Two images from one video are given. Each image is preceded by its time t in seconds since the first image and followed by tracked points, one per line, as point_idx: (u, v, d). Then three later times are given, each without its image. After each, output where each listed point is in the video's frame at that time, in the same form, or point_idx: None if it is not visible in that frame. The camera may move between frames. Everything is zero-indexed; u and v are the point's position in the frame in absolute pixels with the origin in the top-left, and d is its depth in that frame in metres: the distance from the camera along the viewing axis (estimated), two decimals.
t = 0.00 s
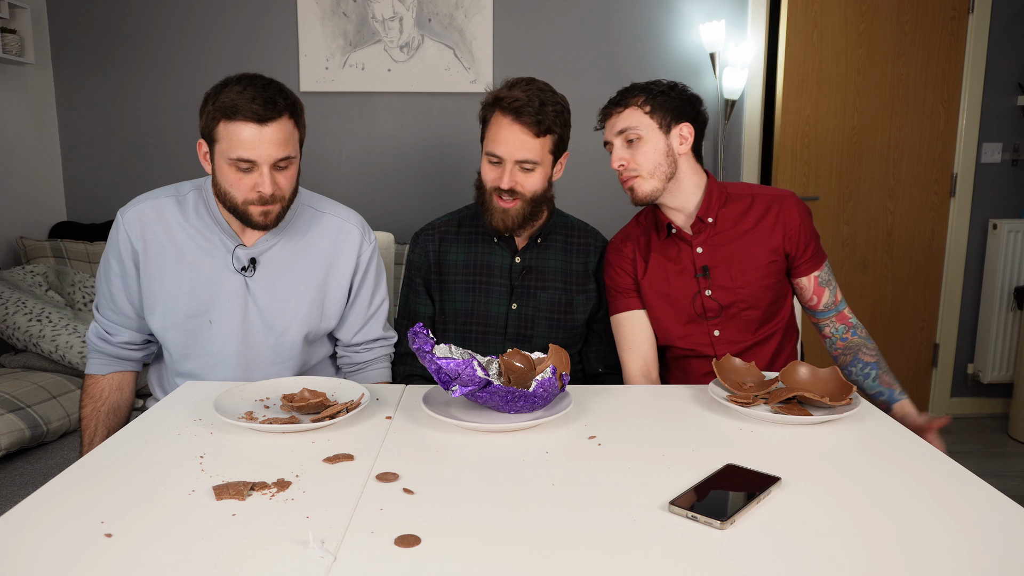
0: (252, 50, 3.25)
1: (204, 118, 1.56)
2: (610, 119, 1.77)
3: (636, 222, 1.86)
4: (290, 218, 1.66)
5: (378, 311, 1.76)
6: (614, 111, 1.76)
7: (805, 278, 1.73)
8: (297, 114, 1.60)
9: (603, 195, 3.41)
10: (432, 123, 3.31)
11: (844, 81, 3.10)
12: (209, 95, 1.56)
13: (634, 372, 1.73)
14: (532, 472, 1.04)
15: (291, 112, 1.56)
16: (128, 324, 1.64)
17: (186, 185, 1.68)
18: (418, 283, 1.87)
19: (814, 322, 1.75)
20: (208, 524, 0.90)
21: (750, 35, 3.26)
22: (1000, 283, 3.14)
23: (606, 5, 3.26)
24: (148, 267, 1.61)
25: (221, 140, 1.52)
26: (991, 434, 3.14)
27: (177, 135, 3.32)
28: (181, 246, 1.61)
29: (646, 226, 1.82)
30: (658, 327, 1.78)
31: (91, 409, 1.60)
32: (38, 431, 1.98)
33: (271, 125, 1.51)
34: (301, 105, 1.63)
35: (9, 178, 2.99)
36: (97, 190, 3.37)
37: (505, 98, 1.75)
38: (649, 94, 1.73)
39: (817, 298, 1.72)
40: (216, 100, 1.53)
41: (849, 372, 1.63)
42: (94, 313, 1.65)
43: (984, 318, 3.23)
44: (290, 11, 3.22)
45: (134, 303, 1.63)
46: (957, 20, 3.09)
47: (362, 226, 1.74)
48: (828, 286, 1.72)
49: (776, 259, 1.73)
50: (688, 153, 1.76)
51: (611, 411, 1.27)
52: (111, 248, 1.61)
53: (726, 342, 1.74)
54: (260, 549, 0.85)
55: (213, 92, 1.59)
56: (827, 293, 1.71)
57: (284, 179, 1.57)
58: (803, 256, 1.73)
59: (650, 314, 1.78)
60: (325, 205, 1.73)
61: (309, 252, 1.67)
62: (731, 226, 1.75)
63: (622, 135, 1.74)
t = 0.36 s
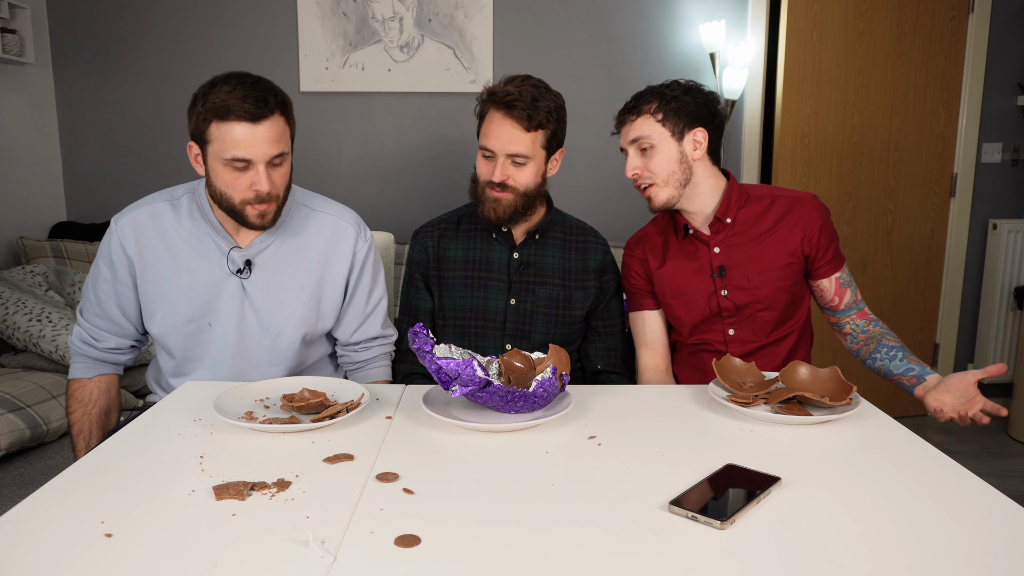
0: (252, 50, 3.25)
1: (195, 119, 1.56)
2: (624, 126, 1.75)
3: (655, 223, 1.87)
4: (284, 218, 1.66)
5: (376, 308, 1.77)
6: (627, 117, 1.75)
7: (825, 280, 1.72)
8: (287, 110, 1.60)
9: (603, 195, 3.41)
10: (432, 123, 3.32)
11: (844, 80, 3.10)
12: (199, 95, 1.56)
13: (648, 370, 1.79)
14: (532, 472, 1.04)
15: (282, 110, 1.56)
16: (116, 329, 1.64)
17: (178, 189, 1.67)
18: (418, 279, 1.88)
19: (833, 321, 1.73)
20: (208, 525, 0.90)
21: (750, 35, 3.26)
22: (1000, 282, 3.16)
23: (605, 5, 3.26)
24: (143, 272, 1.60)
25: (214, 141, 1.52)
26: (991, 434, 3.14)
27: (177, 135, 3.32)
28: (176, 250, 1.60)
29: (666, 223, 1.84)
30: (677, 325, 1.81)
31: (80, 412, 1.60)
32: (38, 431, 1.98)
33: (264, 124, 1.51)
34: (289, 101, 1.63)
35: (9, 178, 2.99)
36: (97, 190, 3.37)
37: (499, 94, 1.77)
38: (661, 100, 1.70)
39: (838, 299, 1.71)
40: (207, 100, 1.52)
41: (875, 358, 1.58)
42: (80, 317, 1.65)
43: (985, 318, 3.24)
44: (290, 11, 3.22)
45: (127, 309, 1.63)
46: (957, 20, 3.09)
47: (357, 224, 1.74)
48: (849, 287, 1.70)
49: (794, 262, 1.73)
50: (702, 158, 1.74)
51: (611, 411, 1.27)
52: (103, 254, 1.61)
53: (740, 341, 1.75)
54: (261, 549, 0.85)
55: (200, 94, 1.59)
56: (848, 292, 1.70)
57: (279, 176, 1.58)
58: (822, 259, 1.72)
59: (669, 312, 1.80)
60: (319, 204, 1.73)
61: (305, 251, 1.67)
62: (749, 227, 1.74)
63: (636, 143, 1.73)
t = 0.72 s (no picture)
0: (252, 50, 3.25)
1: (198, 124, 1.58)
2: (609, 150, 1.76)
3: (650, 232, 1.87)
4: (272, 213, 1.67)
5: (367, 295, 1.78)
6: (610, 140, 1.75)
7: (818, 280, 1.72)
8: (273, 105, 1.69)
9: (603, 195, 3.41)
10: (432, 123, 3.31)
11: (844, 81, 3.10)
12: (194, 100, 1.59)
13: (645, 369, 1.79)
14: (533, 473, 1.04)
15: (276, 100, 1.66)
16: (108, 341, 1.61)
17: (159, 195, 1.64)
18: (412, 296, 1.82)
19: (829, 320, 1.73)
20: (208, 524, 0.90)
21: (750, 35, 3.26)
22: (999, 283, 3.14)
23: (605, 5, 3.26)
24: (134, 281, 1.59)
25: (233, 135, 1.58)
26: (992, 434, 3.14)
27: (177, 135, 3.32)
28: (168, 256, 1.59)
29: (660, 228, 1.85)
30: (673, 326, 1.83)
31: (75, 427, 1.57)
32: (38, 431, 1.98)
33: (271, 105, 1.60)
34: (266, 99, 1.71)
35: (9, 178, 2.99)
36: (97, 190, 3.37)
37: (496, 113, 1.56)
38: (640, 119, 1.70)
39: (831, 298, 1.71)
40: (210, 100, 1.57)
41: (867, 352, 1.56)
42: (66, 332, 1.61)
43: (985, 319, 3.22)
44: (290, 11, 3.22)
45: (119, 319, 1.61)
46: (957, 20, 3.09)
47: (343, 213, 1.76)
48: (842, 286, 1.70)
49: (785, 261, 1.74)
50: (687, 172, 1.74)
51: (611, 411, 1.27)
52: (88, 267, 1.58)
53: (735, 340, 1.76)
54: (260, 549, 0.85)
55: (184, 104, 1.61)
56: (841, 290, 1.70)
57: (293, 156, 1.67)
58: (815, 258, 1.73)
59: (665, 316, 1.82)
60: (303, 198, 1.74)
61: (296, 245, 1.68)
62: (741, 230, 1.76)
63: (622, 166, 1.74)
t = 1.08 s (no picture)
0: (252, 49, 3.25)
1: (210, 110, 1.60)
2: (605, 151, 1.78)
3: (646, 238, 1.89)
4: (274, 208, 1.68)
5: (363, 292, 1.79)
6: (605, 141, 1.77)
7: (808, 275, 1.72)
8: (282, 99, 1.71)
9: (603, 194, 3.41)
10: (432, 123, 3.31)
11: (844, 81, 3.10)
12: (205, 85, 1.61)
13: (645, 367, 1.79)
14: (533, 472, 1.04)
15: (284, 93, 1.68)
16: (116, 335, 1.61)
17: (160, 188, 1.65)
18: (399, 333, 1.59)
19: (821, 317, 1.71)
20: (208, 525, 0.90)
21: (750, 35, 3.26)
22: (1000, 283, 3.14)
23: (605, 5, 3.26)
24: (135, 274, 1.59)
25: (245, 120, 1.60)
26: (992, 434, 3.14)
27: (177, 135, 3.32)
28: (168, 249, 1.59)
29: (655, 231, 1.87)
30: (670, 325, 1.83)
31: (82, 423, 1.56)
32: (38, 431, 1.98)
33: (280, 97, 1.63)
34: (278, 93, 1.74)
35: (9, 178, 2.99)
36: (97, 190, 3.36)
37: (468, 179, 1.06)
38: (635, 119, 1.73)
39: (822, 291, 1.70)
40: (222, 88, 1.59)
41: (862, 343, 1.54)
42: (79, 328, 1.62)
43: (985, 318, 3.22)
44: (291, 11, 3.22)
45: (123, 314, 1.61)
46: (957, 20, 3.09)
47: (341, 211, 1.77)
48: (832, 280, 1.70)
49: (775, 255, 1.74)
50: (678, 170, 1.75)
51: (611, 411, 1.27)
52: (92, 259, 1.59)
53: (729, 335, 1.76)
54: (260, 549, 0.85)
55: (193, 92, 1.62)
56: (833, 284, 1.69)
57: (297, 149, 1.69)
58: (805, 253, 1.73)
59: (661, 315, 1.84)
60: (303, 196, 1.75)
61: (295, 240, 1.69)
62: (731, 227, 1.76)
63: (617, 166, 1.75)
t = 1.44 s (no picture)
0: (251, 49, 3.25)
1: (201, 108, 1.55)
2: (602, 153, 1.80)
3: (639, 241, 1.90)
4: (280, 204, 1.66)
5: (369, 296, 1.79)
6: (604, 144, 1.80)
7: (791, 276, 1.73)
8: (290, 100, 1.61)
9: (603, 194, 3.41)
10: (432, 123, 3.32)
11: (844, 81, 3.10)
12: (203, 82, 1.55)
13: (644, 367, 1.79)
14: (533, 472, 1.04)
15: (286, 95, 1.58)
16: (127, 329, 1.61)
17: (173, 184, 1.66)
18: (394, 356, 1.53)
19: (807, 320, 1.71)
20: (209, 525, 0.89)
21: (750, 35, 3.26)
22: (1000, 282, 3.14)
23: (606, 5, 3.26)
24: (143, 267, 1.59)
25: (225, 123, 1.52)
26: (992, 434, 3.14)
27: (177, 135, 3.32)
28: (175, 242, 1.60)
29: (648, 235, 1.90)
30: (660, 325, 1.84)
31: (89, 417, 1.56)
32: (38, 431, 1.98)
33: (273, 106, 1.53)
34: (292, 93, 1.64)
35: (9, 178, 2.99)
36: (97, 190, 3.36)
37: (476, 231, 1.02)
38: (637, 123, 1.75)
39: (805, 293, 1.71)
40: (213, 87, 1.53)
41: (844, 345, 1.54)
42: (90, 321, 1.62)
43: (985, 318, 3.23)
44: (291, 11, 3.22)
45: (132, 307, 1.61)
46: (957, 20, 3.09)
47: (349, 215, 1.76)
48: (815, 281, 1.71)
49: (760, 256, 1.75)
50: (676, 174, 1.78)
51: (611, 411, 1.27)
52: (103, 251, 1.60)
53: (717, 332, 1.76)
54: (260, 550, 0.84)
55: (201, 85, 1.59)
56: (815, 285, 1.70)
57: (286, 157, 1.60)
58: (789, 254, 1.74)
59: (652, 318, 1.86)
60: (311, 196, 1.74)
61: (301, 239, 1.68)
62: (718, 230, 1.78)
63: (616, 166, 1.77)
